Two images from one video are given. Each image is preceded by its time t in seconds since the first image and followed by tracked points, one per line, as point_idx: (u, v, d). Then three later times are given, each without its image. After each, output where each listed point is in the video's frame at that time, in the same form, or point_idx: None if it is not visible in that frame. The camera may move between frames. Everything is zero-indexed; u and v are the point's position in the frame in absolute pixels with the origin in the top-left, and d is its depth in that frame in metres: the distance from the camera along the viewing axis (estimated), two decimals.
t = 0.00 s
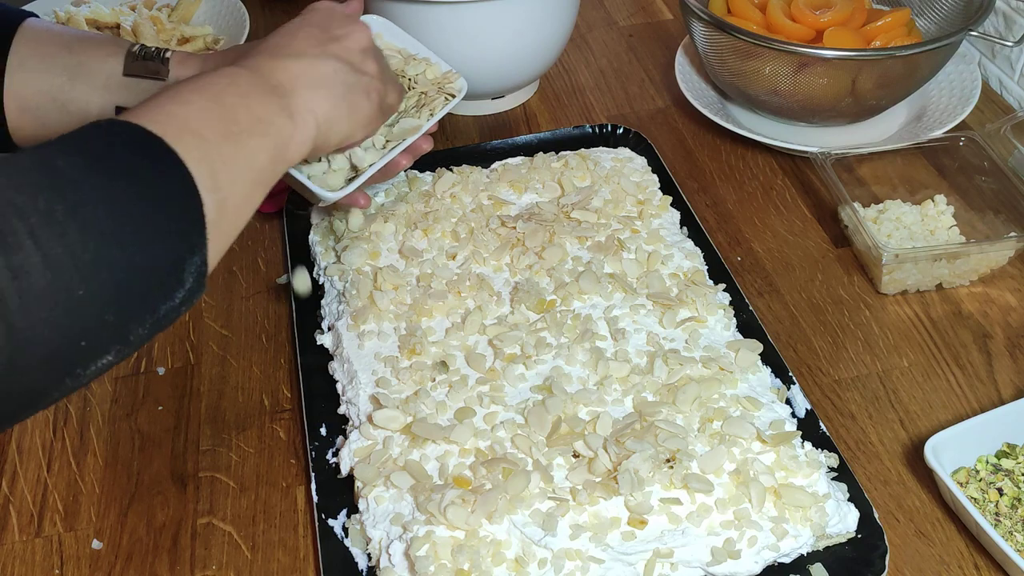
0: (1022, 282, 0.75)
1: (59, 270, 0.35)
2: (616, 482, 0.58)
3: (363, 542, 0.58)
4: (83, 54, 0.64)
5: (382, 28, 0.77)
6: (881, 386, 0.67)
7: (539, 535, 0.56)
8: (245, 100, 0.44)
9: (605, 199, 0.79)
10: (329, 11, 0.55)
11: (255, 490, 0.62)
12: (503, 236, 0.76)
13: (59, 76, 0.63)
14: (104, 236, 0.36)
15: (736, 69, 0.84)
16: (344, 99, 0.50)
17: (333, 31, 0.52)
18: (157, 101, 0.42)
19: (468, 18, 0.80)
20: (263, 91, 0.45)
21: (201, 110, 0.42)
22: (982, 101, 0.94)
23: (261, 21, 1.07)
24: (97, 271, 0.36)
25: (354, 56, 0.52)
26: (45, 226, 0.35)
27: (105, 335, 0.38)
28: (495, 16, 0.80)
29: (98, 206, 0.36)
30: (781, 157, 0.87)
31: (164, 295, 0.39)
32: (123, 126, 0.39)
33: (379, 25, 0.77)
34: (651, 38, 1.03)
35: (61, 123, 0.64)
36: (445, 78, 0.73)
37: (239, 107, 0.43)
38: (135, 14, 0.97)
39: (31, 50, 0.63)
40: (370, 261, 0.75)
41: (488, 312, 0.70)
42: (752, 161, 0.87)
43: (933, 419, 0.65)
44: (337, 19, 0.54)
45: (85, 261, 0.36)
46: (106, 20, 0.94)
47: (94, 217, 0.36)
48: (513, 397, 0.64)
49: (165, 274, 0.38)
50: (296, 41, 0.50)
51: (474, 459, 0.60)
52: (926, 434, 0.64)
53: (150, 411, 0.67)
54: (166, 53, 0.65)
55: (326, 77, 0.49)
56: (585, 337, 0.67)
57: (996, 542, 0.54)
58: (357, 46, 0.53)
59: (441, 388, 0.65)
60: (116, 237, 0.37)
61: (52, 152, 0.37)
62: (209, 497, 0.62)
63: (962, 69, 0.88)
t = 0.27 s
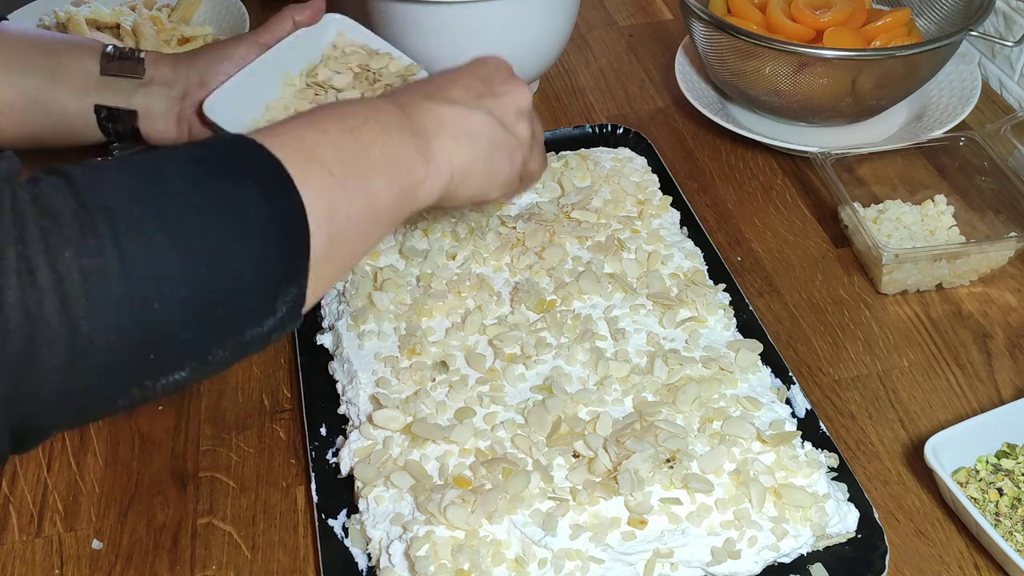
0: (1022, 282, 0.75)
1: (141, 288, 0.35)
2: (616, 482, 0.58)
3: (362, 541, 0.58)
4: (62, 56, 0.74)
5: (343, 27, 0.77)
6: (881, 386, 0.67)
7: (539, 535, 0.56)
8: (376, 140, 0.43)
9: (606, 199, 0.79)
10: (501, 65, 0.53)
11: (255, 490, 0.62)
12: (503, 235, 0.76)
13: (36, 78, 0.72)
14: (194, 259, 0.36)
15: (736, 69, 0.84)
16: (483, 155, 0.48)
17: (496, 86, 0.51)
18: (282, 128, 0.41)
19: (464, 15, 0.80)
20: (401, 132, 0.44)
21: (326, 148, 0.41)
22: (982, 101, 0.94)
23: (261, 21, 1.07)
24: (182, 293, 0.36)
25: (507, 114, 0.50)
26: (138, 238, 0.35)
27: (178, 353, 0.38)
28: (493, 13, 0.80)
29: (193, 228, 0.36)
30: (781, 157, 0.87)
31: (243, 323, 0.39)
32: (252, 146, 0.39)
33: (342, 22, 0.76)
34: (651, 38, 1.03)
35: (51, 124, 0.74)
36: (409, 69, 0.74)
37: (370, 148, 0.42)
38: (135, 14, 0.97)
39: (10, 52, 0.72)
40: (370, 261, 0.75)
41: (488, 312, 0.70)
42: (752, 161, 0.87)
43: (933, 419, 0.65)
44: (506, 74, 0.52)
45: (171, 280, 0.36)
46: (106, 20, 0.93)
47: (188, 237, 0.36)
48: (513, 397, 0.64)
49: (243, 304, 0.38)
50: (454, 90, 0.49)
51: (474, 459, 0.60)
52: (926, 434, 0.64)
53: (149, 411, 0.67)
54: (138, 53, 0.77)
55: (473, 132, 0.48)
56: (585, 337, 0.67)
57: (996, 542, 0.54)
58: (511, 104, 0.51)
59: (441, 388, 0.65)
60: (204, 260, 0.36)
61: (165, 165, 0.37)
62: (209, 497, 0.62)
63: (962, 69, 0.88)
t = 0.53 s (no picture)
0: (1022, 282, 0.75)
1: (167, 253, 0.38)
2: (616, 482, 0.58)
3: (363, 541, 0.58)
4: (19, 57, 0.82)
5: (291, 19, 0.85)
6: (881, 386, 0.67)
7: (539, 535, 0.56)
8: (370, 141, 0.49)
9: (605, 200, 0.79)
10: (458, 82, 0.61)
11: (255, 490, 0.62)
12: (504, 235, 0.76)
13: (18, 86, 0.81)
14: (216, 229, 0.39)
15: (736, 69, 0.84)
16: (453, 155, 0.55)
17: (455, 98, 0.59)
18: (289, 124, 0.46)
19: (464, 14, 0.80)
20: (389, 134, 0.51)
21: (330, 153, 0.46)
22: (982, 101, 0.94)
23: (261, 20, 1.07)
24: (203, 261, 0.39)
25: (466, 121, 0.58)
26: (164, 205, 0.38)
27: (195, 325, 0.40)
28: (493, 13, 0.80)
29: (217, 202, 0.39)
30: (781, 157, 0.87)
31: (259, 300, 0.42)
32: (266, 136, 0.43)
33: (288, 15, 0.84)
34: (651, 38, 1.03)
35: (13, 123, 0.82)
36: (354, 58, 0.81)
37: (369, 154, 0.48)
38: (135, 14, 0.97)
39: None
40: (370, 261, 0.75)
41: (488, 312, 0.70)
42: (752, 161, 0.87)
43: (933, 418, 0.65)
44: (459, 88, 0.60)
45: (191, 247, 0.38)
46: (106, 20, 0.94)
47: (210, 209, 0.39)
48: (513, 397, 0.64)
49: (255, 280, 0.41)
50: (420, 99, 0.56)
51: (474, 459, 0.60)
52: (926, 434, 0.64)
53: (149, 411, 0.67)
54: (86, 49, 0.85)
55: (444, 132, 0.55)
56: (585, 337, 0.67)
57: (997, 542, 0.54)
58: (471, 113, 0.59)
59: (441, 388, 0.65)
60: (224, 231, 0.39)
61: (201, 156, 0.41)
62: (209, 497, 0.62)
63: (963, 69, 0.88)
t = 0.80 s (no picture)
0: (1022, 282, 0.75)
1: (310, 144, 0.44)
2: (616, 482, 0.58)
3: (363, 542, 0.58)
4: None
5: (279, 12, 0.95)
6: (881, 386, 0.67)
7: (539, 535, 0.56)
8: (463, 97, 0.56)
9: (606, 200, 0.79)
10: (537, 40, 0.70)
11: (255, 490, 0.62)
12: (504, 235, 0.76)
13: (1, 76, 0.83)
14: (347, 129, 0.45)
15: (736, 69, 0.84)
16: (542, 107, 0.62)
17: (535, 54, 0.67)
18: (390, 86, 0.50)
19: (464, 14, 0.80)
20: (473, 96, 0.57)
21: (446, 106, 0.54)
22: (982, 102, 0.94)
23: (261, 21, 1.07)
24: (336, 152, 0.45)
25: (549, 71, 0.66)
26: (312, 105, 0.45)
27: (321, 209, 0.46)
28: (493, 13, 0.80)
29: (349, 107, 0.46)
30: (781, 157, 0.87)
31: (383, 200, 0.48)
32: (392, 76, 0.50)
33: (276, 8, 0.95)
34: (651, 38, 1.03)
35: None
36: (341, 49, 0.90)
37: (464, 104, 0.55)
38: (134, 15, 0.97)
39: None
40: (370, 260, 0.75)
41: (488, 312, 0.70)
42: (752, 161, 0.87)
43: (933, 418, 0.65)
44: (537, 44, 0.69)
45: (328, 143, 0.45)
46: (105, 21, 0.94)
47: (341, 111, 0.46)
48: (513, 397, 0.64)
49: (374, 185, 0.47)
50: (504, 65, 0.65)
51: (474, 459, 0.60)
52: (926, 434, 0.64)
53: (149, 411, 0.67)
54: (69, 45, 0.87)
55: (529, 84, 0.62)
56: (585, 337, 0.67)
57: (996, 542, 0.54)
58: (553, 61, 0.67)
59: (441, 387, 0.65)
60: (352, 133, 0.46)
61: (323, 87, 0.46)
62: (209, 497, 0.62)
63: (963, 69, 0.88)
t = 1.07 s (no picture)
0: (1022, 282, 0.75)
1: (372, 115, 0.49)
2: (616, 482, 0.58)
3: (363, 542, 0.58)
4: None
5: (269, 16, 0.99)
6: (881, 386, 0.67)
7: (539, 535, 0.56)
8: (542, 102, 0.65)
9: (605, 200, 0.79)
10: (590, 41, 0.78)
11: (255, 490, 0.62)
12: (504, 235, 0.76)
13: None
14: (412, 105, 0.51)
15: (737, 69, 0.84)
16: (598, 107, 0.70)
17: (590, 57, 0.75)
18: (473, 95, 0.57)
19: (463, 14, 0.80)
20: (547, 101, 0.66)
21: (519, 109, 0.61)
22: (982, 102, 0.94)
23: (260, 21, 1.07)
24: (396, 127, 0.51)
25: (608, 73, 0.75)
26: (369, 83, 0.49)
27: (374, 177, 0.51)
28: (492, 13, 0.80)
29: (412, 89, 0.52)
30: (781, 157, 0.87)
31: (438, 178, 0.54)
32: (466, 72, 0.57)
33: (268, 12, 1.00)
34: (651, 38, 1.03)
35: None
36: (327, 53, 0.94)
37: (531, 106, 0.63)
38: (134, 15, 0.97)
39: None
40: (370, 260, 0.75)
41: (488, 311, 0.70)
42: (752, 161, 0.87)
43: (933, 418, 0.64)
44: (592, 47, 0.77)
45: (387, 117, 0.50)
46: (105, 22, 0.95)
47: (407, 88, 0.52)
48: (513, 397, 0.64)
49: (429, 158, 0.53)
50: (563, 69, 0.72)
51: (474, 459, 0.60)
52: (926, 434, 0.64)
53: (149, 411, 0.67)
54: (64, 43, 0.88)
55: (588, 87, 0.71)
56: (585, 337, 0.68)
57: (996, 542, 0.54)
58: (605, 64, 0.76)
59: (441, 388, 0.65)
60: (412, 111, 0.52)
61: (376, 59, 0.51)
62: (209, 497, 0.62)
63: (963, 69, 0.88)
